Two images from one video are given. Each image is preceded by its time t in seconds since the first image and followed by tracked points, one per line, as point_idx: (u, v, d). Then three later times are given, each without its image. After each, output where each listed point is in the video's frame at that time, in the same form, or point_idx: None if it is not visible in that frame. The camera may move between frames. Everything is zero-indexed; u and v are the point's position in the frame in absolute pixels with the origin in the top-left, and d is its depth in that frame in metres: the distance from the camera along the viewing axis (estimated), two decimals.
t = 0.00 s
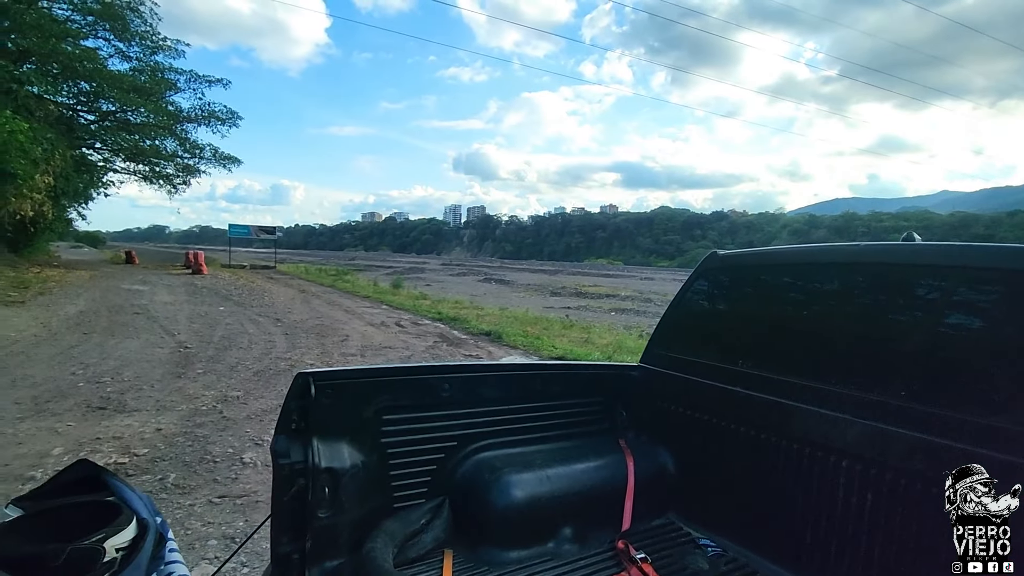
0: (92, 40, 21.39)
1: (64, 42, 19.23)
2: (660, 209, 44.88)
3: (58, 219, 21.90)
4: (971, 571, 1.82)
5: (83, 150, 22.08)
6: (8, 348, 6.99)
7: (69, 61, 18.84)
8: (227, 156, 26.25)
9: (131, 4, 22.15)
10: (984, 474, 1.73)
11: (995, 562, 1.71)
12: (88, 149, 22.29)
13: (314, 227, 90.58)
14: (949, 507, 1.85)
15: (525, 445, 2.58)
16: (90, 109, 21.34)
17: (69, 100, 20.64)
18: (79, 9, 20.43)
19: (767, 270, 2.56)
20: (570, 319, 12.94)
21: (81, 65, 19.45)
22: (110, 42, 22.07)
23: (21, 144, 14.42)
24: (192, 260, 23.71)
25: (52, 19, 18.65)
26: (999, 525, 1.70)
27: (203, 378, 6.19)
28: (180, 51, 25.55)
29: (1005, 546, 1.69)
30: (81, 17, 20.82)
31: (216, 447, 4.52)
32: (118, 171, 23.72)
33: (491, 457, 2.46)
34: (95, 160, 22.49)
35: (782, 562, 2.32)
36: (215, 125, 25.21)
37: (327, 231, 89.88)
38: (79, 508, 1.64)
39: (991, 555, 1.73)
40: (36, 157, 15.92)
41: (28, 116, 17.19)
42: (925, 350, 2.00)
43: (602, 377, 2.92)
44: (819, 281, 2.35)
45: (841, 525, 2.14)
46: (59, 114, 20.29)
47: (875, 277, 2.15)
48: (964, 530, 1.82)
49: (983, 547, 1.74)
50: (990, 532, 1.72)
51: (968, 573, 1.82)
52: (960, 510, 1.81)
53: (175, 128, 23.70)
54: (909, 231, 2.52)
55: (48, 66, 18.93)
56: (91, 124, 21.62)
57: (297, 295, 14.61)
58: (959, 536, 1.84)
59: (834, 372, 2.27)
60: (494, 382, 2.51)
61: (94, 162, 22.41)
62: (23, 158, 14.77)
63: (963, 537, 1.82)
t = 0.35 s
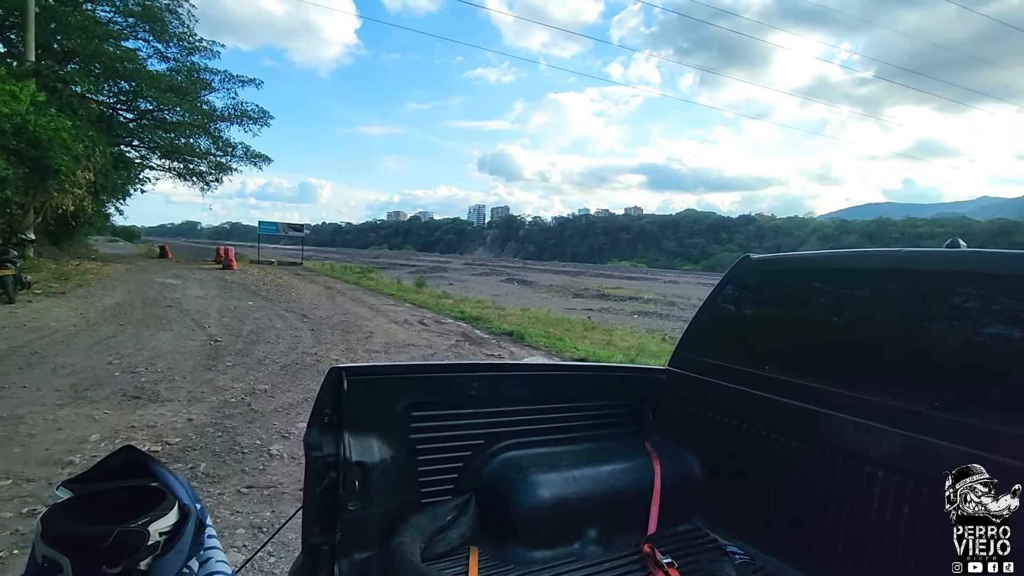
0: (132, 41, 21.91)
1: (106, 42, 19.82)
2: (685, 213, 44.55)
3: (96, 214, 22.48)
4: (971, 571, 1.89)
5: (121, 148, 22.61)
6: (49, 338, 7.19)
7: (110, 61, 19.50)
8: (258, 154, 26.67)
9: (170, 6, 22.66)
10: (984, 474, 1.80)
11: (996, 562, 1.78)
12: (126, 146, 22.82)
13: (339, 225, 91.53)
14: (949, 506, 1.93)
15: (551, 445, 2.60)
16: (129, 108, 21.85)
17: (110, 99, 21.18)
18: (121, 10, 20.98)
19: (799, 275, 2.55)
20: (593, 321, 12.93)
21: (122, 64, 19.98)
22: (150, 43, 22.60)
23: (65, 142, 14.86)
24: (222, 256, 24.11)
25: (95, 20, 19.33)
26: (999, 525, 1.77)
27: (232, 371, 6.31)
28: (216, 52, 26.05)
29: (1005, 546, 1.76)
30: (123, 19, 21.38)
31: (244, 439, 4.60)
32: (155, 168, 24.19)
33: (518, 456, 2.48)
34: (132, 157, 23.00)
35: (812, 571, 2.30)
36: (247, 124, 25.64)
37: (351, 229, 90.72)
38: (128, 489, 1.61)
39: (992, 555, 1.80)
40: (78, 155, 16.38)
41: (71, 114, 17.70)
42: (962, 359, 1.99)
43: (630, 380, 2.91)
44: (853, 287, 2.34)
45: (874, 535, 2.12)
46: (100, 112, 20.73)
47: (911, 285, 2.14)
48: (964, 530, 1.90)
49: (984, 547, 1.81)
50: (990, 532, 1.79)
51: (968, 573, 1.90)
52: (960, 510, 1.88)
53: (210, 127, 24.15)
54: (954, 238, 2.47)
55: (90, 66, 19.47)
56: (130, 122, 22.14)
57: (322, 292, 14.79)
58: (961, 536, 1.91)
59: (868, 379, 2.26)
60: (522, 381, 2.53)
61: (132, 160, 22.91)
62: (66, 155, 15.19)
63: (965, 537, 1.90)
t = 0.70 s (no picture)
0: (178, 49, 22.62)
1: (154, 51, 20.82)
2: (721, 217, 43.76)
3: (141, 215, 23.22)
4: (971, 571, 1.91)
5: (166, 152, 23.33)
6: (91, 334, 7.42)
7: (158, 69, 20.41)
8: (296, 158, 27.21)
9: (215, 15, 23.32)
10: (984, 474, 1.83)
11: (995, 562, 1.79)
12: (171, 150, 23.54)
13: (374, 227, 92.85)
14: (949, 507, 1.94)
15: (570, 456, 2.53)
16: (174, 114, 22.54)
17: (156, 105, 21.99)
18: (169, 20, 21.89)
19: (837, 282, 2.42)
20: (624, 326, 12.76)
21: (168, 71, 20.69)
22: (195, 51, 23.30)
23: (113, 146, 15.44)
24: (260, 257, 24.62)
25: (145, 30, 20.52)
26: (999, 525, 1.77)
27: (262, 369, 6.41)
28: (257, 59, 26.72)
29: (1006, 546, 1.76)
30: (171, 28, 22.23)
31: (270, 437, 4.65)
32: (198, 172, 24.88)
33: (535, 465, 2.42)
34: (176, 161, 23.71)
35: None
36: (285, 129, 26.17)
37: (386, 231, 91.82)
38: (136, 491, 1.65)
39: (991, 555, 1.81)
40: (125, 158, 16.97)
41: (120, 119, 18.36)
42: (1016, 377, 1.85)
43: (654, 389, 2.82)
44: (896, 296, 2.19)
45: (916, 561, 2.02)
46: (146, 117, 21.70)
47: (962, 295, 1.99)
48: (965, 531, 1.91)
49: (982, 546, 1.83)
50: (990, 532, 1.79)
51: (968, 573, 1.92)
52: (960, 510, 1.90)
53: (250, 131, 24.57)
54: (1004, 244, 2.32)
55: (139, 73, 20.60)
56: (175, 127, 22.84)
57: (354, 293, 14.95)
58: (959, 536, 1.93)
59: (913, 396, 2.13)
60: (540, 389, 2.46)
61: (176, 163, 23.63)
62: (114, 159, 15.77)
63: (965, 537, 1.91)
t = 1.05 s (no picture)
0: (203, 53, 23.08)
1: (180, 56, 21.46)
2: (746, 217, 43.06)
3: (167, 217, 23.70)
4: (972, 571, 1.82)
5: (191, 154, 23.78)
6: (112, 332, 7.56)
7: (181, 73, 20.71)
8: (317, 160, 27.45)
9: (239, 19, 23.74)
10: (985, 474, 1.73)
11: (995, 561, 1.71)
12: (196, 153, 24.00)
13: (398, 228, 93.55)
14: (950, 508, 1.85)
15: (567, 461, 2.46)
16: (199, 117, 22.97)
17: (182, 108, 22.48)
18: (194, 25, 22.36)
19: (853, 282, 2.24)
20: (642, 327, 12.58)
21: (193, 75, 21.12)
22: (219, 55, 23.73)
23: (139, 148, 15.81)
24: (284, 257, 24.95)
25: (171, 36, 21.12)
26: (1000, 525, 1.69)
27: (277, 368, 6.44)
28: (279, 62, 27.11)
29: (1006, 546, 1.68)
30: (196, 33, 22.71)
31: (280, 436, 4.65)
32: (222, 174, 25.31)
33: (530, 470, 2.35)
34: (201, 163, 24.16)
35: None
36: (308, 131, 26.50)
37: (410, 232, 92.46)
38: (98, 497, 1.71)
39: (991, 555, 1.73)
40: (150, 161, 17.35)
41: (146, 123, 18.78)
42: None
43: (657, 393, 2.73)
44: (925, 297, 1.99)
45: None
46: (172, 121, 22.19)
47: (998, 297, 1.79)
48: (965, 530, 1.82)
49: (982, 546, 1.74)
50: (990, 532, 1.71)
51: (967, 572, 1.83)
52: (960, 510, 1.80)
53: (272, 133, 24.91)
54: None
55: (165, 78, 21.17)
56: (200, 130, 23.27)
57: (371, 293, 15.02)
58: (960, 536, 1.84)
59: (934, 404, 1.97)
60: (534, 392, 2.38)
61: (201, 165, 24.08)
62: (139, 161, 16.13)
63: (965, 536, 1.83)
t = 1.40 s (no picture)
0: (231, 61, 23.57)
1: (208, 65, 22.01)
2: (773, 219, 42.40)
3: (195, 221, 24.20)
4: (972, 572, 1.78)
5: (219, 160, 24.28)
6: (140, 334, 7.72)
7: (211, 81, 21.26)
8: (340, 165, 27.85)
9: (265, 28, 24.22)
10: (984, 473, 1.71)
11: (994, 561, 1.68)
12: (224, 159, 24.49)
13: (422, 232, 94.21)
14: (949, 507, 1.81)
15: (575, 469, 2.43)
16: (227, 124, 23.45)
17: (210, 116, 22.98)
18: (222, 34, 22.87)
19: (885, 284, 2.07)
20: (664, 331, 12.45)
21: (221, 83, 21.60)
22: (246, 63, 24.21)
23: (168, 155, 16.20)
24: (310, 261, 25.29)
25: (200, 45, 21.67)
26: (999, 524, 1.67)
27: (297, 370, 6.50)
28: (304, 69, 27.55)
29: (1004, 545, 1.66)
30: (224, 42, 23.22)
31: (298, 438, 4.68)
32: (249, 179, 25.76)
33: (538, 478, 2.33)
34: (229, 169, 24.64)
35: None
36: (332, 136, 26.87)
37: (435, 236, 93.04)
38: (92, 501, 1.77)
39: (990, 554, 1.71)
40: (179, 167, 17.76)
41: (176, 130, 19.23)
42: None
43: (670, 400, 2.67)
44: (960, 301, 1.84)
45: None
46: (201, 128, 22.70)
47: None
48: (965, 530, 1.78)
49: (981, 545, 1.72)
50: (990, 532, 1.69)
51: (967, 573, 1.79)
52: (960, 510, 1.77)
53: (297, 139, 25.28)
54: None
55: (195, 86, 21.67)
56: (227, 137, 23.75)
57: (392, 296, 15.13)
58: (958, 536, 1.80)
59: (965, 415, 1.84)
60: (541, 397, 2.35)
61: (228, 171, 24.55)
62: (169, 168, 16.54)
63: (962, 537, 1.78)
